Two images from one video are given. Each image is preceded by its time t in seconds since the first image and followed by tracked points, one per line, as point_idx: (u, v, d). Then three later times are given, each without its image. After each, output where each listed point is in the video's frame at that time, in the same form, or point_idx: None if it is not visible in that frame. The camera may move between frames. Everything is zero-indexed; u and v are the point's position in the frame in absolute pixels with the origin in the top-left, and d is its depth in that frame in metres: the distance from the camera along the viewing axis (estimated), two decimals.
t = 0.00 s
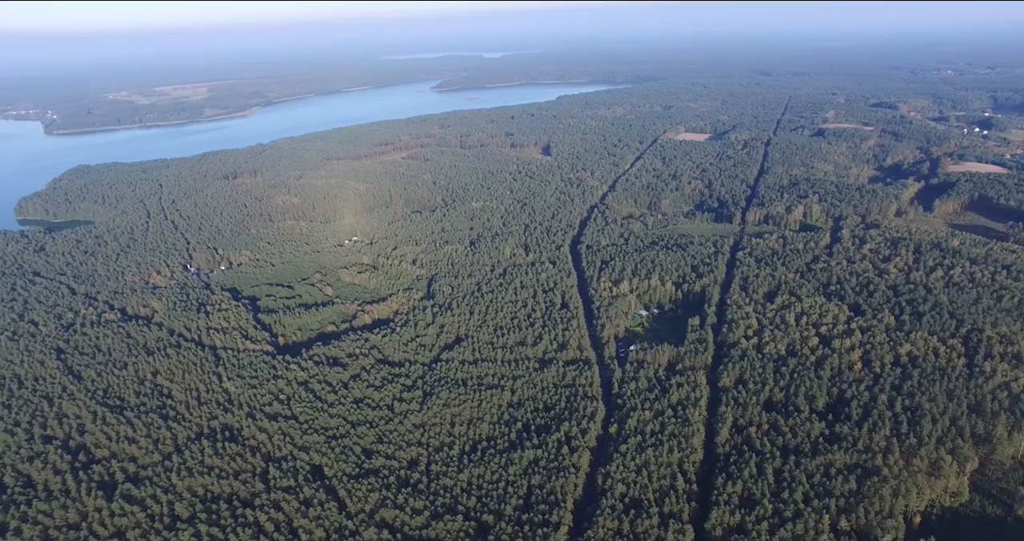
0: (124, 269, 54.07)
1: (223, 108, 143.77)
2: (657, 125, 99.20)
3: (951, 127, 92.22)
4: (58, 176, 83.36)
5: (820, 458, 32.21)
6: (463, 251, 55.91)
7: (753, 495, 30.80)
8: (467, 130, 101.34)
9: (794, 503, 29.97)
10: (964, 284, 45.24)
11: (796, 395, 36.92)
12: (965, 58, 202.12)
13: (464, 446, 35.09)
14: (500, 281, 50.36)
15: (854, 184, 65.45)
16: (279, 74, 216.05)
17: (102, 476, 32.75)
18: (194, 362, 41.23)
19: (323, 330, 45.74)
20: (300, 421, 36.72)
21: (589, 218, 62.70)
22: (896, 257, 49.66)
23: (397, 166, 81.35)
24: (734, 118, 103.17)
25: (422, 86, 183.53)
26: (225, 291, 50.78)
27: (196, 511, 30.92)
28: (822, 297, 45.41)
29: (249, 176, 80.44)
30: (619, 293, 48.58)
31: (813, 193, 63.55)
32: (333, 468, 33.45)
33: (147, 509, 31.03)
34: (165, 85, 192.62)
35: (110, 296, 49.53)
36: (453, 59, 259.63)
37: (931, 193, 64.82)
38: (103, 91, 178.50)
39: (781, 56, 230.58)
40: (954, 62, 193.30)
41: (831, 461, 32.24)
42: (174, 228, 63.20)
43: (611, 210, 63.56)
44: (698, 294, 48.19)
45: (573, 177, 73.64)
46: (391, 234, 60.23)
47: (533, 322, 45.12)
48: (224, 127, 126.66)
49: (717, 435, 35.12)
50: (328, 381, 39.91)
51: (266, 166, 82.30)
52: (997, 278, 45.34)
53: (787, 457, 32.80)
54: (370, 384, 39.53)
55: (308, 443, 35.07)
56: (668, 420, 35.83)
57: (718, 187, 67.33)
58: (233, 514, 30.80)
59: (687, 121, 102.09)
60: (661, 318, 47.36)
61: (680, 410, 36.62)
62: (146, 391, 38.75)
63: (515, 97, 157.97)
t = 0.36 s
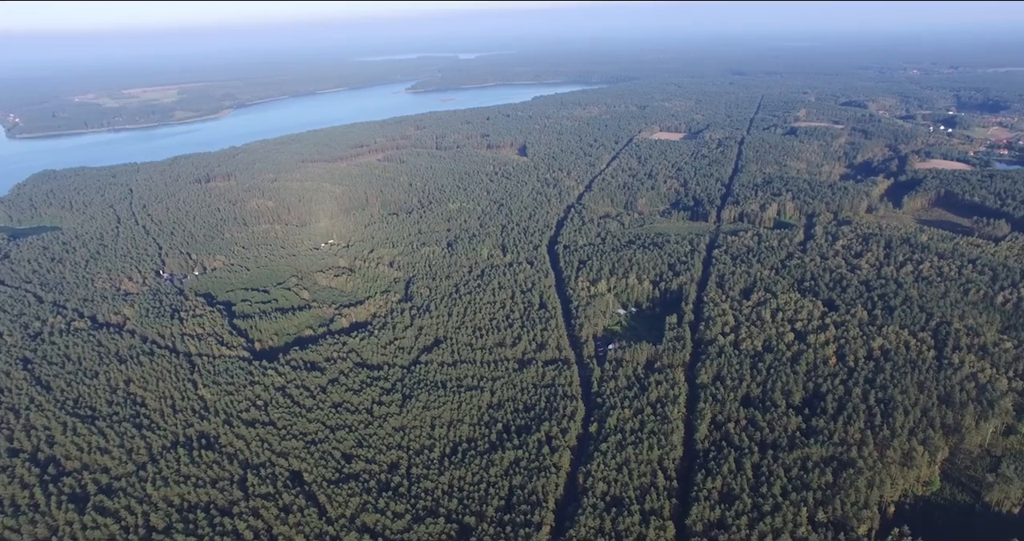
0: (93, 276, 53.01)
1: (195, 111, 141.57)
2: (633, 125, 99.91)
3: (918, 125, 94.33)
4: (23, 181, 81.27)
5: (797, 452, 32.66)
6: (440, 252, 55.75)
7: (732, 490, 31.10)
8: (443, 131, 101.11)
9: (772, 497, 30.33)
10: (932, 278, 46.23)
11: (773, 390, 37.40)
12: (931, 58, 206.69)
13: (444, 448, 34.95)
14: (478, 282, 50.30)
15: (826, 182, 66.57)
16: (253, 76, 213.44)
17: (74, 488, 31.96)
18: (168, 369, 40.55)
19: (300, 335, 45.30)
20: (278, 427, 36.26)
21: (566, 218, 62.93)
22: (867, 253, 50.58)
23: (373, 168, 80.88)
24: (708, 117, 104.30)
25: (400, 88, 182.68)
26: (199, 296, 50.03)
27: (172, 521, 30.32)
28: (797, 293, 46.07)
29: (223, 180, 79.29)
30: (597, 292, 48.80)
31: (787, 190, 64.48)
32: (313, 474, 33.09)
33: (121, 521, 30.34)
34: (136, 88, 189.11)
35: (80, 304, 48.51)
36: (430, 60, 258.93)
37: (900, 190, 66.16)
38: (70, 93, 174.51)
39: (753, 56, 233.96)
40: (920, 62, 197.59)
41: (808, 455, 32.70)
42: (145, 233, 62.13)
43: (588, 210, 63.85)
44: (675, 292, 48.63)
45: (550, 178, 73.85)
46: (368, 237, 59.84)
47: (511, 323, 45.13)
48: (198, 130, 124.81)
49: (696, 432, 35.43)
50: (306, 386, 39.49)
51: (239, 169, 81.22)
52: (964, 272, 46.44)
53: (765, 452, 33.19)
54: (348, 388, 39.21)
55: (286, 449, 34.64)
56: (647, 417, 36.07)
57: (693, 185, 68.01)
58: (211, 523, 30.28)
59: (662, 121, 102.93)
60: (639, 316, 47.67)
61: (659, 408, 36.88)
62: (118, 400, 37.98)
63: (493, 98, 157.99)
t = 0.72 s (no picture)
0: (61, 283, 51.86)
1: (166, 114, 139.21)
2: (608, 125, 100.50)
3: (886, 123, 96.34)
4: None
5: (775, 447, 33.08)
6: (417, 254, 55.54)
7: (712, 486, 31.41)
8: (418, 132, 100.76)
9: (751, 491, 30.69)
10: (902, 273, 47.21)
11: (750, 386, 37.85)
12: (897, 58, 211.21)
13: (424, 451, 34.79)
14: (456, 284, 50.24)
15: (799, 179, 67.63)
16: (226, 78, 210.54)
17: (43, 502, 31.11)
18: (140, 377, 39.80)
19: (277, 339, 44.82)
20: (255, 434, 35.80)
21: (542, 218, 63.13)
22: (839, 249, 51.49)
23: (348, 170, 80.31)
24: (683, 117, 105.31)
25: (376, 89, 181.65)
26: (172, 302, 49.21)
27: (147, 532, 29.69)
28: (772, 289, 46.71)
29: (195, 184, 78.08)
30: (574, 292, 48.99)
31: (760, 188, 65.34)
32: (291, 480, 32.72)
33: (94, 534, 29.61)
34: (104, 91, 185.23)
35: (47, 312, 47.43)
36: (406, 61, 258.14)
37: (870, 186, 67.47)
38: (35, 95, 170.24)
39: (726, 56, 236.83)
40: (887, 61, 201.80)
41: (785, 449, 33.15)
42: (114, 239, 61.00)
43: (564, 210, 64.09)
44: (652, 291, 49.02)
45: (527, 178, 73.99)
46: (344, 240, 59.41)
47: (489, 324, 45.11)
48: (169, 133, 122.80)
49: (675, 429, 35.72)
50: (283, 391, 39.05)
51: (213, 173, 80.08)
52: (932, 266, 47.50)
53: (744, 447, 33.57)
54: (326, 392, 38.85)
55: (265, 456, 34.21)
56: (627, 416, 36.26)
57: (668, 184, 68.64)
58: (188, 533, 29.70)
59: (636, 120, 103.59)
60: (616, 315, 47.95)
61: (638, 406, 37.11)
62: (90, 410, 37.23)
63: (470, 99, 157.88)
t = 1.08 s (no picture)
0: (27, 291, 50.64)
1: (135, 117, 136.88)
2: (583, 125, 101.06)
3: (855, 122, 98.25)
4: None
5: (752, 442, 33.47)
6: (393, 257, 55.29)
7: (691, 482, 31.68)
8: (392, 134, 100.34)
9: (729, 487, 31.01)
10: (873, 268, 48.11)
11: (727, 382, 38.24)
12: (866, 57, 215.69)
13: (404, 454, 34.60)
14: (433, 286, 50.09)
15: (772, 177, 68.60)
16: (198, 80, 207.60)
17: (11, 516, 30.24)
18: (112, 386, 39.00)
19: (253, 345, 44.30)
20: (232, 441, 35.27)
21: (518, 219, 63.21)
22: (812, 245, 52.35)
23: (322, 173, 79.68)
24: (657, 116, 106.26)
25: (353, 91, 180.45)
26: (144, 309, 48.34)
27: None
28: (747, 286, 47.29)
29: (166, 188, 76.66)
30: (552, 292, 49.10)
31: (734, 187, 66.17)
32: (270, 487, 32.28)
33: None
34: (70, 93, 180.95)
35: (12, 321, 46.29)
36: (381, 62, 257.15)
37: (841, 183, 68.67)
38: None
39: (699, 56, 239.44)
40: (856, 60, 205.91)
41: (762, 443, 33.55)
42: (81, 245, 59.86)
43: (540, 210, 64.33)
44: (629, 290, 49.38)
45: (503, 179, 74.09)
46: (320, 243, 58.90)
47: (467, 326, 45.04)
48: (140, 137, 120.51)
49: (654, 427, 35.95)
50: (259, 397, 38.55)
51: (184, 177, 78.87)
52: (901, 261, 48.49)
53: (722, 443, 33.90)
54: (304, 397, 38.45)
55: (242, 463, 33.73)
56: (606, 415, 36.43)
57: (644, 184, 69.20)
58: None
59: (611, 120, 104.29)
60: (594, 314, 48.20)
61: (617, 404, 37.31)
62: (59, 421, 36.35)
63: (446, 100, 157.50)
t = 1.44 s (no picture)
0: None
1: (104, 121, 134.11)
2: (557, 125, 101.45)
3: (826, 120, 100.03)
4: None
5: (730, 437, 33.84)
6: (370, 259, 54.95)
7: (671, 479, 31.92)
8: (367, 136, 99.75)
9: (709, 482, 31.30)
10: (845, 263, 48.96)
11: (704, 379, 38.63)
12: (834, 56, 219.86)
13: (384, 458, 34.37)
14: (410, 288, 49.88)
15: (745, 176, 69.51)
16: (169, 82, 204.35)
17: None
18: (82, 397, 38.16)
19: (228, 351, 43.72)
20: (208, 449, 34.74)
21: (495, 220, 63.23)
22: (786, 242, 53.14)
23: (297, 176, 78.89)
24: (632, 116, 107.07)
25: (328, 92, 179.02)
26: (114, 317, 47.41)
27: None
28: (723, 284, 47.83)
29: (136, 194, 75.36)
30: (529, 292, 49.18)
31: (709, 185, 66.90)
32: (247, 494, 31.83)
33: None
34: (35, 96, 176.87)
35: None
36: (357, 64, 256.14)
37: (812, 181, 69.80)
38: None
39: (673, 56, 242.09)
40: (825, 59, 209.98)
41: (740, 439, 33.94)
42: (47, 252, 58.53)
43: (517, 211, 64.42)
44: (606, 289, 49.67)
45: (478, 180, 74.08)
46: (295, 246, 58.31)
47: (445, 327, 44.93)
48: (110, 141, 118.13)
49: (633, 425, 36.17)
50: (236, 403, 38.03)
51: (154, 182, 77.46)
52: (872, 256, 49.43)
53: (701, 440, 34.21)
54: (281, 403, 38.02)
55: (218, 471, 33.22)
56: (585, 414, 36.57)
57: (619, 183, 69.68)
58: None
59: (586, 120, 104.84)
60: (572, 314, 48.39)
61: (596, 403, 37.48)
62: (27, 433, 35.45)
63: (422, 101, 156.99)
